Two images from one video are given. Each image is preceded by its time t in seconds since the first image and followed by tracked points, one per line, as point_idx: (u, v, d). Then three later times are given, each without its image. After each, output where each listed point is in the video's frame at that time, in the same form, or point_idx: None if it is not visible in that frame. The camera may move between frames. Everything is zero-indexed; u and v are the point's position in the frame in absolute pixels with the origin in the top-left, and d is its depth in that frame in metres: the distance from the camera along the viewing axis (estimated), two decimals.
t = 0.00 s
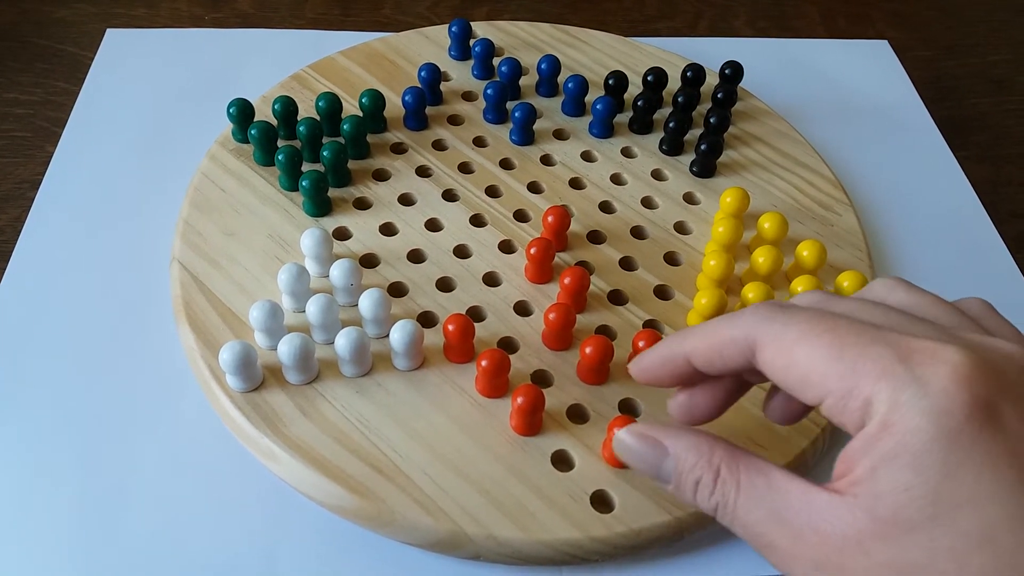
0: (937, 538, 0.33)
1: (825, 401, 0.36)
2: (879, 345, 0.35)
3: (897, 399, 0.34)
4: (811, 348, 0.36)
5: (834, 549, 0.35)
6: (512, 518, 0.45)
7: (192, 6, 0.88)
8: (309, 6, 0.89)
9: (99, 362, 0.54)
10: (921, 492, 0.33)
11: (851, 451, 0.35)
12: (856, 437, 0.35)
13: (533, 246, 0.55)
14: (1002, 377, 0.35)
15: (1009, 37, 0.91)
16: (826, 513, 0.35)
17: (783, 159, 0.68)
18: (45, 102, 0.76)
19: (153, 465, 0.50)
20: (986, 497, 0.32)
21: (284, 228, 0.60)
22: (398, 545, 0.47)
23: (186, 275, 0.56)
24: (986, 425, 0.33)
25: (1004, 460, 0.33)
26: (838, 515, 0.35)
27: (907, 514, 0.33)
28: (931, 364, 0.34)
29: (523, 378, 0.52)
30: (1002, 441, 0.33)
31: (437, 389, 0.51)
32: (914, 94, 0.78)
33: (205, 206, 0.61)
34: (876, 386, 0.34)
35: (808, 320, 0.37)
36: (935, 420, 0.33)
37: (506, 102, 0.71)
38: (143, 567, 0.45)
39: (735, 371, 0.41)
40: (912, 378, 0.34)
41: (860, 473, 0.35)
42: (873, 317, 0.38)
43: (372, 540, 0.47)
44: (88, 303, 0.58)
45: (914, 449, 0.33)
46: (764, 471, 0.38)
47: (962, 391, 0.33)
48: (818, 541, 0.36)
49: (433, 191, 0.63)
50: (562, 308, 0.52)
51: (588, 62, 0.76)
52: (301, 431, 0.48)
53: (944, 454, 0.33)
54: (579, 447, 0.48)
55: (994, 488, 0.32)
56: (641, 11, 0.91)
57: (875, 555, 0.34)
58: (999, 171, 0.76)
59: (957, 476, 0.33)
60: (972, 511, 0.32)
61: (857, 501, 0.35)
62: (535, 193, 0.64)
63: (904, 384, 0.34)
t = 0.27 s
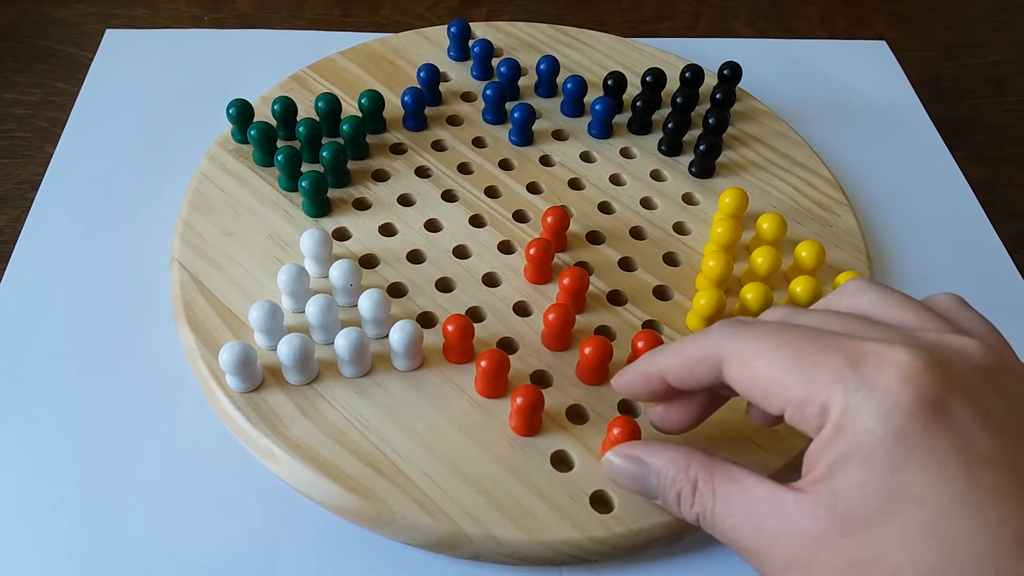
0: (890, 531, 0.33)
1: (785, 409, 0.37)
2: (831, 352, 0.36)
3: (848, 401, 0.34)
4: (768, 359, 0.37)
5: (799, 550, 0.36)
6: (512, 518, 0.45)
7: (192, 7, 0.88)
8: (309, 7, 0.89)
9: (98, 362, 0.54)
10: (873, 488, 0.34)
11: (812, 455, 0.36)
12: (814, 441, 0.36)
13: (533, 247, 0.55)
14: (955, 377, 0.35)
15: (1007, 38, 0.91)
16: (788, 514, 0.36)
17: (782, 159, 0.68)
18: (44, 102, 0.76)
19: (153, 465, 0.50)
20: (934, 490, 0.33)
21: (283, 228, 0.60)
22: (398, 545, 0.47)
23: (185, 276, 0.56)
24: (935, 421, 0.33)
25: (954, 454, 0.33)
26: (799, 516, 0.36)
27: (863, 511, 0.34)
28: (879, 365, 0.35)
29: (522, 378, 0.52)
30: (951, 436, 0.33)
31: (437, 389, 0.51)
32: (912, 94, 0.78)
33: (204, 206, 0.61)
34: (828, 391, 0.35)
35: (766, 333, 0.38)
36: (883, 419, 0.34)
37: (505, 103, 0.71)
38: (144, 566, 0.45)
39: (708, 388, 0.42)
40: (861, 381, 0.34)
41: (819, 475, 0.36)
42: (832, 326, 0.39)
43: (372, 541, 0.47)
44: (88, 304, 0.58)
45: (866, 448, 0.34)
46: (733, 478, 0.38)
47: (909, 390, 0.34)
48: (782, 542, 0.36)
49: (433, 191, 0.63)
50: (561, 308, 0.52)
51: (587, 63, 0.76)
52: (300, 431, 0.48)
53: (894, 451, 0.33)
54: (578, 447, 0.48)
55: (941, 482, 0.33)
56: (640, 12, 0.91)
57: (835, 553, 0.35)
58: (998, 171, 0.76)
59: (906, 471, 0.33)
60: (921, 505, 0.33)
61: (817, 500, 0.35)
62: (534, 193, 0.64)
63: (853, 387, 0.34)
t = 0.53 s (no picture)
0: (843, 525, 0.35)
1: (745, 415, 0.38)
2: (782, 357, 0.37)
3: (798, 403, 0.36)
4: (723, 368, 0.39)
5: (767, 548, 0.37)
6: (510, 518, 0.45)
7: (190, 7, 0.88)
8: (307, 7, 0.89)
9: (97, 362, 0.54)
10: (827, 484, 0.35)
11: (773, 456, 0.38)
12: (773, 442, 0.38)
13: (531, 247, 0.55)
14: (902, 373, 0.37)
15: (1006, 37, 0.91)
16: (751, 512, 0.38)
17: (780, 159, 0.68)
18: (42, 103, 0.76)
19: (151, 465, 0.50)
20: (881, 483, 0.34)
21: (282, 228, 0.60)
22: (396, 545, 0.47)
23: (183, 276, 0.56)
24: (882, 416, 0.35)
25: (902, 447, 0.35)
26: (764, 514, 0.37)
27: (819, 507, 0.36)
28: (826, 367, 0.36)
29: (521, 378, 0.52)
30: (897, 431, 0.35)
31: (435, 389, 0.51)
32: (911, 94, 0.78)
33: (203, 207, 0.61)
34: (780, 394, 0.37)
35: (722, 344, 0.40)
36: (832, 418, 0.35)
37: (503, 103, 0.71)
38: (143, 566, 0.45)
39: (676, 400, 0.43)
40: (810, 383, 0.36)
41: (779, 474, 0.37)
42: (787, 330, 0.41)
43: (370, 540, 0.47)
44: (86, 304, 0.58)
45: (817, 447, 0.36)
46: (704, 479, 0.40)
47: (856, 389, 0.35)
48: (748, 539, 0.38)
49: (431, 191, 0.63)
50: (560, 308, 0.52)
51: (585, 62, 0.76)
52: (298, 432, 0.48)
53: (844, 450, 0.35)
54: (577, 447, 0.48)
55: (888, 475, 0.34)
56: (639, 11, 0.91)
57: (799, 547, 0.36)
58: (997, 171, 0.76)
59: (854, 467, 0.35)
60: (870, 500, 0.34)
61: (780, 498, 0.37)
62: (532, 193, 0.64)
63: (802, 391, 0.36)
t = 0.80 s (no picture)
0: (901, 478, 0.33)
1: (800, 355, 0.37)
2: (848, 298, 0.36)
3: (862, 346, 0.34)
4: (780, 309, 0.37)
5: (808, 513, 0.35)
6: (512, 519, 0.45)
7: (192, 6, 0.88)
8: (309, 6, 0.89)
9: (99, 361, 0.54)
10: (886, 434, 0.33)
11: (824, 408, 0.36)
12: (828, 391, 0.36)
13: (533, 247, 0.55)
14: (971, 314, 0.35)
15: (1008, 38, 0.91)
16: (799, 471, 0.35)
17: (782, 159, 0.68)
18: (44, 102, 0.75)
19: (153, 465, 0.50)
20: (951, 433, 0.32)
21: (284, 228, 0.60)
22: (397, 546, 0.47)
23: (185, 276, 0.56)
24: (956, 359, 0.33)
25: (973, 392, 0.33)
26: (811, 470, 0.35)
27: (879, 462, 0.33)
28: (902, 303, 0.35)
29: (523, 378, 0.52)
30: (973, 377, 0.33)
31: (437, 390, 0.51)
32: (914, 95, 0.78)
33: (204, 206, 0.61)
34: (844, 333, 0.35)
35: (776, 286, 0.38)
36: (898, 359, 0.33)
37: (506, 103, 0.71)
38: (144, 566, 0.45)
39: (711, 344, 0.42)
40: (883, 319, 0.34)
41: (831, 429, 0.35)
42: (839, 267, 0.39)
43: (371, 541, 0.47)
44: (88, 303, 0.58)
45: (883, 392, 0.33)
46: (740, 435, 0.37)
47: (932, 326, 0.34)
48: (792, 500, 0.35)
49: (433, 191, 0.63)
50: (562, 308, 0.52)
51: (587, 62, 0.76)
52: (300, 431, 0.48)
53: (914, 392, 0.33)
54: (579, 448, 0.48)
55: (959, 424, 0.32)
56: (641, 11, 0.91)
57: (854, 504, 0.34)
58: (999, 172, 0.76)
59: (925, 414, 0.33)
60: (936, 450, 0.32)
61: (831, 453, 0.34)
62: (535, 193, 0.64)
63: (871, 328, 0.34)
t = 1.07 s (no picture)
0: (905, 279, 0.36)
1: (816, 191, 0.41)
2: (851, 129, 0.40)
3: (866, 166, 0.38)
4: (798, 145, 0.41)
5: (829, 316, 0.39)
6: (510, 518, 0.45)
7: (191, 8, 0.88)
8: (307, 8, 0.89)
9: (97, 362, 0.54)
10: (888, 236, 0.37)
11: (838, 222, 0.40)
12: (838, 208, 0.39)
13: (531, 247, 0.55)
14: (970, 146, 0.39)
15: (1006, 38, 0.91)
16: (817, 284, 0.39)
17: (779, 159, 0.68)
18: (43, 103, 0.76)
19: (151, 465, 0.50)
20: (940, 234, 0.36)
21: (282, 229, 0.60)
22: (395, 545, 0.47)
23: (184, 276, 0.56)
24: (947, 176, 0.37)
25: (963, 201, 0.37)
26: (827, 282, 0.39)
27: (880, 264, 0.37)
28: (896, 134, 0.38)
29: (521, 378, 0.52)
30: (962, 187, 0.37)
31: (435, 390, 0.51)
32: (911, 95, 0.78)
33: (203, 207, 0.61)
34: (850, 159, 0.39)
35: (797, 126, 0.42)
36: (896, 176, 0.37)
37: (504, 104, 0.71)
38: (143, 566, 0.45)
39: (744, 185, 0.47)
40: (881, 142, 0.38)
41: (845, 241, 0.39)
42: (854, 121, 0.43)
43: (370, 540, 0.47)
44: (86, 304, 0.58)
45: (882, 205, 0.37)
46: (770, 262, 0.41)
47: (924, 156, 0.37)
48: (814, 307, 0.39)
49: (431, 192, 0.63)
50: (560, 308, 0.52)
51: (585, 63, 0.76)
52: (298, 431, 0.48)
53: (910, 200, 0.37)
54: (577, 447, 0.48)
55: (950, 227, 0.36)
56: (639, 12, 0.91)
57: (863, 312, 0.38)
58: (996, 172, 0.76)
59: (918, 219, 0.36)
60: (931, 252, 0.36)
61: (843, 267, 0.38)
62: (533, 194, 0.64)
63: (869, 151, 0.38)
